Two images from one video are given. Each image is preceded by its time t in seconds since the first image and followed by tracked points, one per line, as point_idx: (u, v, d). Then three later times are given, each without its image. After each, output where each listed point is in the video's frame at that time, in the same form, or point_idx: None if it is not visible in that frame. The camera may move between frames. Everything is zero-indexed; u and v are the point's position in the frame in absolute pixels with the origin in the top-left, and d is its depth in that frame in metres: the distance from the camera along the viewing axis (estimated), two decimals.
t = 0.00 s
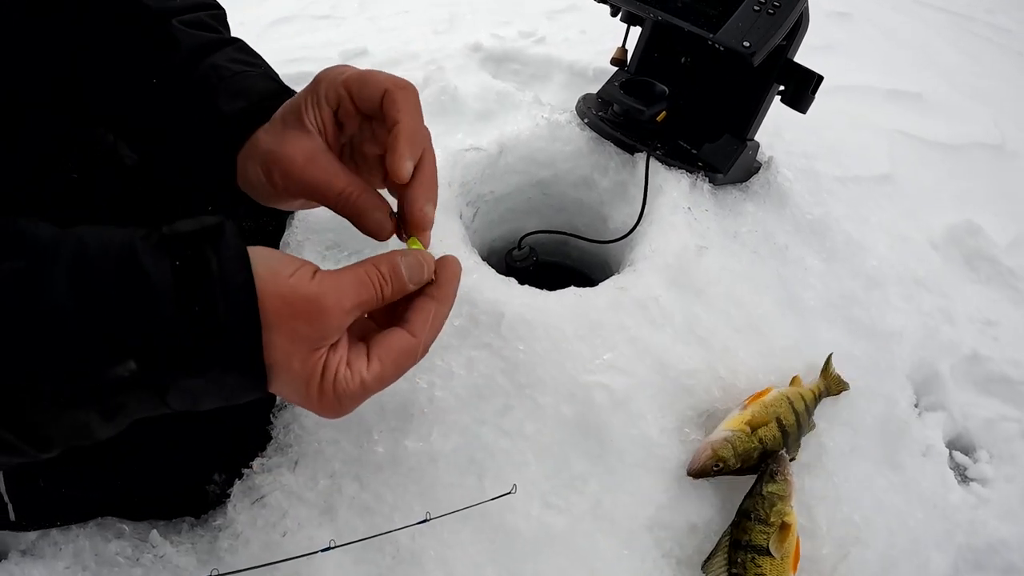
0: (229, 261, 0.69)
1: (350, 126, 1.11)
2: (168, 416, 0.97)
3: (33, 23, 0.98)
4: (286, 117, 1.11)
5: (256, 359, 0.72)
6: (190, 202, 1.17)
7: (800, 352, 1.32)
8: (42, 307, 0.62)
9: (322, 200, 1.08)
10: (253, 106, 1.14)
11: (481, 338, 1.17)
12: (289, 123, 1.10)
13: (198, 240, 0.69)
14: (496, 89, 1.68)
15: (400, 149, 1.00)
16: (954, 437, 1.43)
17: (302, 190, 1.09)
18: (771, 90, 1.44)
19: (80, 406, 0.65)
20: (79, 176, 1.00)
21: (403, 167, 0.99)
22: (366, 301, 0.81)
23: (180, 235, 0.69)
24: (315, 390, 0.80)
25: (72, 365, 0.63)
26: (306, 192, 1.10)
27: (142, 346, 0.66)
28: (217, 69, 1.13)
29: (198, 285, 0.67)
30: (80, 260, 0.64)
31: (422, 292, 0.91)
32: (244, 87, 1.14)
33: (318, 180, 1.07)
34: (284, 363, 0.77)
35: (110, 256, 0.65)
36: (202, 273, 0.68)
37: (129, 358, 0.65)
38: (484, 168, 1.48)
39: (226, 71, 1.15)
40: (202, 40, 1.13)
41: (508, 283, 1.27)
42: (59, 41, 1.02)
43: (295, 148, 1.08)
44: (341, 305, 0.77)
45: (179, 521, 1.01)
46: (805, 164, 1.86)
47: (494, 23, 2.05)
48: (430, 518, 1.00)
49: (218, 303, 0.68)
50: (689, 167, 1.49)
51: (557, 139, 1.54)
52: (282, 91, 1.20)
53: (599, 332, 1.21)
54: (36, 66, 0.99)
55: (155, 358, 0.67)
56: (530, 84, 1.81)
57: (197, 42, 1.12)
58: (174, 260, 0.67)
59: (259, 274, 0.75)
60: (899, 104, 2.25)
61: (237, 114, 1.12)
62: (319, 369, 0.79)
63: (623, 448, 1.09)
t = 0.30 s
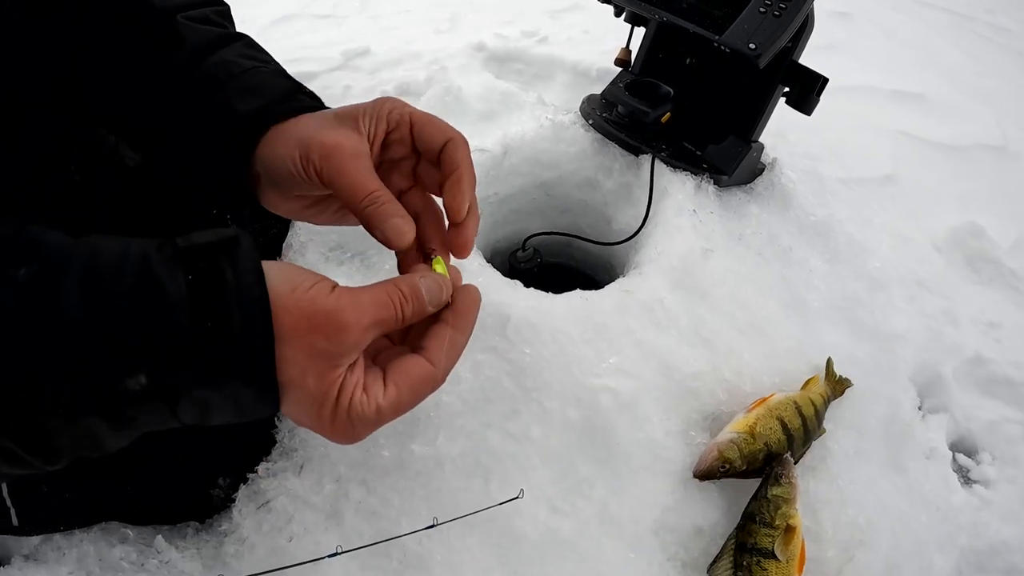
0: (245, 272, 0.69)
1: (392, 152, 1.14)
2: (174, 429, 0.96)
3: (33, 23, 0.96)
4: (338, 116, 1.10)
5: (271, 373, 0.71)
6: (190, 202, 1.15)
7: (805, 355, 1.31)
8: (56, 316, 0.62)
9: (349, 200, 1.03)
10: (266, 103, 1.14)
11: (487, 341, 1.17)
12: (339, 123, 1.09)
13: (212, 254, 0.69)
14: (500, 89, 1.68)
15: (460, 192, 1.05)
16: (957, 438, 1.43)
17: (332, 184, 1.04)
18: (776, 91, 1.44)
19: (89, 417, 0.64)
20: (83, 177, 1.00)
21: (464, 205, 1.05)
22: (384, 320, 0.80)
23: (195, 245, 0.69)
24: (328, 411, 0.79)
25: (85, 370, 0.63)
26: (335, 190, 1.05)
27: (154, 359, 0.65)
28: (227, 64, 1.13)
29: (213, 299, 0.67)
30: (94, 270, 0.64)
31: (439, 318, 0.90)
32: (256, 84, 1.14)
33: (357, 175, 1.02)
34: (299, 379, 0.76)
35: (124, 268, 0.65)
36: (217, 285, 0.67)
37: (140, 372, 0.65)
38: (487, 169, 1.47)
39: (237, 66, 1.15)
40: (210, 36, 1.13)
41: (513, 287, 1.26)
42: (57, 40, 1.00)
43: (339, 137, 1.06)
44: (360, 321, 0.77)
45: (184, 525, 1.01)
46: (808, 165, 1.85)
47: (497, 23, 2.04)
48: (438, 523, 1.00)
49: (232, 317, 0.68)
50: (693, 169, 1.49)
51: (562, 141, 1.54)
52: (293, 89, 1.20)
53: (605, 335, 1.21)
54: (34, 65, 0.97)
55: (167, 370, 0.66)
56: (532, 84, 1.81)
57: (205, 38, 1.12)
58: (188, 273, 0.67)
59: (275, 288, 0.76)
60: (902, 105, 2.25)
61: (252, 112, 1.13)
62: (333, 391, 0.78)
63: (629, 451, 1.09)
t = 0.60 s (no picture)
0: (236, 282, 0.66)
1: (417, 167, 1.09)
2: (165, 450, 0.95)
3: (33, 23, 0.95)
4: (378, 113, 1.05)
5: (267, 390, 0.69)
6: (189, 201, 1.11)
7: (814, 357, 1.30)
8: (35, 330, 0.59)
9: (379, 197, 0.98)
10: (284, 89, 1.04)
11: (495, 343, 1.15)
12: (377, 118, 1.05)
13: (204, 264, 0.66)
14: (504, 88, 1.66)
15: (478, 216, 1.02)
16: (965, 440, 1.41)
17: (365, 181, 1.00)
18: (785, 90, 1.42)
19: (74, 438, 0.62)
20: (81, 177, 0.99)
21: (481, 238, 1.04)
22: (390, 320, 0.78)
23: (186, 252, 0.66)
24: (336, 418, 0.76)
25: (86, 370, 0.61)
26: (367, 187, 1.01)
27: (142, 377, 0.63)
28: (238, 48, 1.03)
29: (206, 312, 0.64)
30: (79, 281, 0.61)
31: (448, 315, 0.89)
32: (271, 69, 1.03)
33: (397, 175, 0.97)
34: (303, 387, 0.73)
35: (109, 278, 0.62)
36: (209, 297, 0.65)
37: (127, 391, 0.63)
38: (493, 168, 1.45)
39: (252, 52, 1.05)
40: (220, 21, 1.05)
41: (520, 287, 1.24)
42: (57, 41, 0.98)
43: (373, 132, 1.00)
44: (365, 320, 0.75)
45: (185, 531, 0.99)
46: (814, 164, 1.84)
47: (499, 21, 2.02)
48: (447, 529, 0.98)
49: (225, 333, 0.65)
50: (701, 168, 1.47)
51: (568, 139, 1.52)
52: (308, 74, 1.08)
53: (614, 337, 1.19)
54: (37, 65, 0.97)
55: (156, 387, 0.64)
56: (536, 82, 1.79)
57: (212, 25, 1.05)
58: (177, 283, 0.65)
59: (271, 290, 0.73)
60: (906, 105, 2.24)
61: (269, 100, 1.02)
62: (341, 397, 0.75)
63: (639, 454, 1.07)
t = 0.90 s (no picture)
0: (247, 310, 0.65)
1: (408, 150, 1.08)
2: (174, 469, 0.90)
3: (32, 23, 0.98)
4: (339, 133, 1.02)
5: (277, 418, 0.67)
6: (189, 202, 1.06)
7: (825, 363, 1.27)
8: (41, 355, 0.58)
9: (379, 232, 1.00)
10: (273, 110, 1.04)
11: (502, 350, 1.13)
12: (341, 138, 1.02)
13: (214, 287, 0.66)
14: (508, 87, 1.63)
15: (491, 201, 1.02)
16: (973, 445, 1.38)
17: (354, 214, 1.01)
18: (794, 91, 1.39)
19: (80, 462, 0.61)
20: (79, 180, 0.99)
21: (497, 216, 1.03)
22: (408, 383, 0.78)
23: (194, 275, 0.66)
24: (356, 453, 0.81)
25: (95, 395, 0.60)
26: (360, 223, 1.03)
27: (150, 401, 0.62)
28: (228, 63, 1.03)
29: (216, 337, 0.64)
30: (84, 302, 0.60)
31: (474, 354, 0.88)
32: (258, 88, 1.03)
33: (385, 205, 0.97)
34: (324, 425, 0.76)
35: (115, 299, 0.61)
36: (219, 322, 0.64)
37: (136, 416, 0.62)
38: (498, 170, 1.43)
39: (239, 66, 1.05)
40: (213, 32, 1.04)
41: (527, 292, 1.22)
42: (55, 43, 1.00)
43: (350, 166, 0.99)
44: (381, 388, 0.76)
45: (184, 543, 0.96)
46: (821, 165, 1.82)
47: (503, 19, 2.00)
48: (453, 544, 0.95)
49: (235, 359, 0.64)
50: (709, 170, 1.44)
51: (574, 140, 1.49)
52: (301, 93, 1.08)
53: (623, 343, 1.16)
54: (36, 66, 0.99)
55: (163, 411, 0.63)
56: (540, 81, 1.76)
57: (205, 37, 1.03)
58: (186, 307, 0.64)
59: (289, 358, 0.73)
60: (913, 105, 2.21)
61: (257, 121, 1.03)
62: (361, 442, 0.79)
63: (650, 465, 1.05)
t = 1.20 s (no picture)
0: (228, 345, 0.65)
1: (373, 136, 1.05)
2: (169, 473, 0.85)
3: (32, 23, 0.95)
4: (295, 122, 1.02)
5: (256, 462, 0.67)
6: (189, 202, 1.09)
7: (841, 367, 1.24)
8: (12, 393, 0.57)
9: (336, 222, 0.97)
10: (246, 97, 1.05)
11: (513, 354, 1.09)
12: (297, 128, 1.02)
13: (194, 323, 0.65)
14: (514, 83, 1.59)
15: (469, 175, 0.96)
16: (986, 450, 1.33)
17: (306, 206, 0.99)
18: (808, 87, 1.36)
19: (49, 507, 0.62)
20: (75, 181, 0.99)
21: (483, 192, 0.97)
22: (416, 444, 0.74)
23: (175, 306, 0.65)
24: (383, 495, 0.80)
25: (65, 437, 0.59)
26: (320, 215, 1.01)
27: (121, 449, 0.61)
28: (206, 52, 1.04)
29: (192, 380, 0.63)
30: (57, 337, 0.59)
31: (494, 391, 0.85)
32: (235, 77, 1.05)
33: (337, 195, 0.95)
34: (320, 484, 0.75)
35: (92, 332, 0.60)
36: (197, 362, 0.64)
37: (105, 466, 0.61)
38: (505, 167, 1.40)
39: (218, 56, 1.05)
40: (196, 21, 1.05)
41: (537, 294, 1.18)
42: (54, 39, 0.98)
43: (305, 158, 0.98)
44: (388, 453, 0.72)
45: (180, 555, 0.91)
46: (831, 165, 1.79)
47: (506, 16, 1.96)
48: (462, 559, 0.92)
49: (212, 404, 0.64)
50: (721, 168, 1.41)
51: (582, 138, 1.46)
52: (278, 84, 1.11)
53: (637, 347, 1.13)
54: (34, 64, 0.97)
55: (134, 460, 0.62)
56: (545, 78, 1.72)
57: (188, 27, 1.04)
58: (160, 343, 0.63)
59: (288, 428, 0.70)
60: (920, 104, 2.19)
61: (228, 108, 1.04)
62: (382, 490, 0.78)
63: (667, 474, 1.01)
